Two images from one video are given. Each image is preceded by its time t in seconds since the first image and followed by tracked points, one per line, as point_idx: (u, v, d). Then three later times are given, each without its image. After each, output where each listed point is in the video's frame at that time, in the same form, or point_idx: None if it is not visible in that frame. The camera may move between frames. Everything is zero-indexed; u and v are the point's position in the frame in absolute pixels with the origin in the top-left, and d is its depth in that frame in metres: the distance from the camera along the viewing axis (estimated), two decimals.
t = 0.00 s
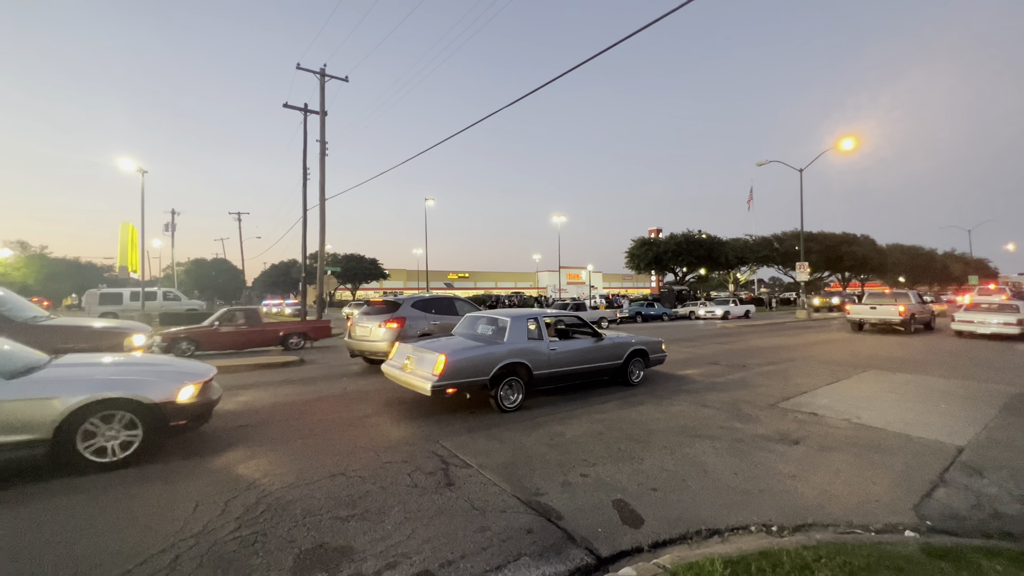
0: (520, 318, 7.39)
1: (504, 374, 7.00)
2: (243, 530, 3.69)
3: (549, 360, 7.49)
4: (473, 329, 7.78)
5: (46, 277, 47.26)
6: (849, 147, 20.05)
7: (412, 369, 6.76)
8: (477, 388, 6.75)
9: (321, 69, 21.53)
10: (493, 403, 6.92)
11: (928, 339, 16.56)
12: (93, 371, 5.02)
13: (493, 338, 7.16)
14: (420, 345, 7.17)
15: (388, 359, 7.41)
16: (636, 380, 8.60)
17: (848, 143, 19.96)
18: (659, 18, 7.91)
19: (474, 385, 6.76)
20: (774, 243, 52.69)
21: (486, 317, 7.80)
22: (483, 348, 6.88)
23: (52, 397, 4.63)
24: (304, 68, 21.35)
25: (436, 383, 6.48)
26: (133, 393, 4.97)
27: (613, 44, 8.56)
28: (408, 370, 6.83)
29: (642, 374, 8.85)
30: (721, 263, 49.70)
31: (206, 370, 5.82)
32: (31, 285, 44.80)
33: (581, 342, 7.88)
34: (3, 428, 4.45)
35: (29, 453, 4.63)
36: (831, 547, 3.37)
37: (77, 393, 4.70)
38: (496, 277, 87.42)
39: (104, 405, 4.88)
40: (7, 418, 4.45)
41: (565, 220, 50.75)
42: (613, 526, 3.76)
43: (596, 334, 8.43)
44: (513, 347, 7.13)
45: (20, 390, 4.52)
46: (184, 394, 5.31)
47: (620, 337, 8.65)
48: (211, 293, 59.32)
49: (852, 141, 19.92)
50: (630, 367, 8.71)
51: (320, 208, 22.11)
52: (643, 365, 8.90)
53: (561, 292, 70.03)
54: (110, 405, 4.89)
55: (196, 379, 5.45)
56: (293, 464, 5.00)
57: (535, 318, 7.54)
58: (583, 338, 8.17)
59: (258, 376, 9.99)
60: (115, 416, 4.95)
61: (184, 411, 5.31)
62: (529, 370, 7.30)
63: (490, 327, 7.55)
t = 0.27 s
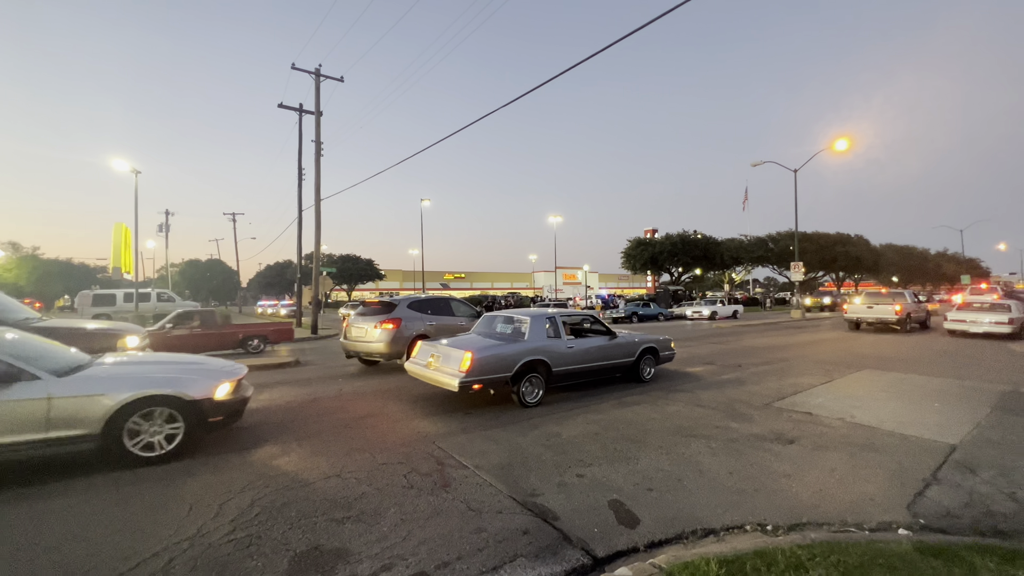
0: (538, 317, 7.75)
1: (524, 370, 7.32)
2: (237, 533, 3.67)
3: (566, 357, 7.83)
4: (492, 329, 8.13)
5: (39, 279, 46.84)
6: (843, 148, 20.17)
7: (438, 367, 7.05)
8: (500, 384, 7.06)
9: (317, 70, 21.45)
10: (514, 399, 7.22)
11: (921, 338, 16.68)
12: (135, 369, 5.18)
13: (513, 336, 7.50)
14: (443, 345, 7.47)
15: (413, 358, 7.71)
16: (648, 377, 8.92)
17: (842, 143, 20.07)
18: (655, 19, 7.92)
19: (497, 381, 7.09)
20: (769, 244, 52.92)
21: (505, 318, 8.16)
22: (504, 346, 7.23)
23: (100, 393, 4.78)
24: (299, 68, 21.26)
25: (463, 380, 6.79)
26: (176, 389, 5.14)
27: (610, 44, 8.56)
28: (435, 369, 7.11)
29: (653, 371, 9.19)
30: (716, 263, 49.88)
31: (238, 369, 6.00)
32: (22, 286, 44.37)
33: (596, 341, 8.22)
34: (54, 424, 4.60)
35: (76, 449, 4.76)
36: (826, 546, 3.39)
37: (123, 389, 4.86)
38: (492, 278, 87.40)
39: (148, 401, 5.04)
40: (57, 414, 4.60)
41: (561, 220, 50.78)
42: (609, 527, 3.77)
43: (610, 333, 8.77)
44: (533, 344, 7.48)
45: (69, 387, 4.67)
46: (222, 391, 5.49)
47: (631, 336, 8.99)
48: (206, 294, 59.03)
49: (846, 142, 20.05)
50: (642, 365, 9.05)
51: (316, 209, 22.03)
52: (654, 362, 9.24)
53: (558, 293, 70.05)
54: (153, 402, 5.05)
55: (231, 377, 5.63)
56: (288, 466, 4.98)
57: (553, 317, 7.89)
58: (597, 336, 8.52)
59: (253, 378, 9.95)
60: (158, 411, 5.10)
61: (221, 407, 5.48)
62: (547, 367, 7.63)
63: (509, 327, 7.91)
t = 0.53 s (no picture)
0: (558, 316, 8.02)
1: (546, 368, 7.62)
2: (235, 535, 3.65)
3: (586, 355, 8.10)
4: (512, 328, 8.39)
5: (34, 280, 46.61)
6: (840, 149, 20.26)
7: (465, 365, 7.35)
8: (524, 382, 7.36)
9: (314, 71, 21.44)
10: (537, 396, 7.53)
11: (918, 338, 16.75)
12: (181, 367, 5.45)
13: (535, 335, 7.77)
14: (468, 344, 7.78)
15: (437, 357, 7.99)
16: (661, 374, 9.23)
17: (839, 144, 20.16)
18: (653, 20, 7.95)
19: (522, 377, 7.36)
20: (766, 244, 53.05)
21: (524, 317, 8.43)
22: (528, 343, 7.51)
23: (150, 390, 5.06)
24: (296, 69, 21.25)
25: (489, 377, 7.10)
26: (219, 387, 5.38)
27: (608, 45, 8.59)
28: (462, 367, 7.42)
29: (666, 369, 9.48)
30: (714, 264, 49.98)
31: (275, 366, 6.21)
32: (18, 288, 44.14)
33: (612, 339, 8.51)
34: (109, 419, 4.90)
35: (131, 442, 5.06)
36: (823, 546, 3.39)
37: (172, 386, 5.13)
38: (490, 279, 87.38)
39: (194, 397, 5.30)
40: (111, 410, 4.88)
41: (558, 221, 50.82)
42: (607, 528, 3.77)
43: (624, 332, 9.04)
44: (554, 342, 7.75)
45: (122, 384, 4.95)
46: (261, 388, 5.70)
47: (644, 335, 9.27)
48: (203, 296, 58.83)
49: (843, 143, 20.14)
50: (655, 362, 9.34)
51: (314, 210, 21.98)
52: (667, 360, 9.53)
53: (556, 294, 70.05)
54: (198, 398, 5.30)
55: (268, 375, 5.83)
56: (287, 467, 4.97)
57: (572, 317, 8.17)
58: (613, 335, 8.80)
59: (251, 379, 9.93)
60: (203, 407, 5.35)
61: (262, 403, 5.72)
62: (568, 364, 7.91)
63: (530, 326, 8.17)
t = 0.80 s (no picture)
0: (578, 315, 8.31)
1: (567, 365, 7.91)
2: (234, 535, 3.65)
3: (604, 351, 8.37)
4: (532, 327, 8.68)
5: (33, 280, 46.52)
6: (839, 149, 20.28)
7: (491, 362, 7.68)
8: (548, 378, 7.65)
9: (314, 71, 21.42)
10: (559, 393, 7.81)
11: (916, 339, 16.78)
12: (226, 365, 5.75)
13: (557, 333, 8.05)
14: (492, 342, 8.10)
15: (462, 355, 8.31)
16: (676, 370, 9.50)
17: (838, 144, 20.17)
18: (653, 20, 7.96)
19: (545, 373, 7.65)
20: (765, 245, 53.07)
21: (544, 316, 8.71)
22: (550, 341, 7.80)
23: (199, 386, 5.36)
24: (296, 69, 21.23)
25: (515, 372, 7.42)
26: (261, 383, 5.65)
27: (608, 45, 8.59)
28: (487, 363, 7.74)
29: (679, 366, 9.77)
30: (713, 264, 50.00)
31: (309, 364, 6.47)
32: (15, 288, 43.99)
33: (629, 336, 8.78)
34: (163, 412, 5.21)
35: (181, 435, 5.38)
36: (823, 546, 3.40)
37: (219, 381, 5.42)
38: (490, 279, 87.35)
39: (238, 393, 5.60)
40: (165, 405, 5.20)
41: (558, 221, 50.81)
42: (607, 528, 3.77)
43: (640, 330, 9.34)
44: (575, 340, 8.03)
45: (176, 380, 5.28)
46: (299, 384, 5.96)
47: (657, 334, 9.55)
48: (202, 296, 58.72)
49: (842, 143, 20.17)
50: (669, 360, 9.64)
51: (313, 210, 21.94)
52: (680, 358, 9.82)
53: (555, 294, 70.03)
54: (242, 394, 5.59)
55: (306, 372, 6.08)
56: (286, 468, 4.96)
57: (590, 315, 8.46)
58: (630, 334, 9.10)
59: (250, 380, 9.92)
60: (246, 403, 5.63)
61: (299, 399, 5.97)
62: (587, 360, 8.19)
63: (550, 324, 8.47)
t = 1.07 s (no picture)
0: (596, 314, 8.64)
1: (587, 362, 8.27)
2: (233, 535, 3.65)
3: (621, 349, 8.71)
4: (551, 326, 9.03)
5: (32, 280, 46.46)
6: (839, 150, 20.28)
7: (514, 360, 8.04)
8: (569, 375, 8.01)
9: (314, 70, 21.40)
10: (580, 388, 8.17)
11: (915, 339, 16.78)
12: (269, 362, 6.04)
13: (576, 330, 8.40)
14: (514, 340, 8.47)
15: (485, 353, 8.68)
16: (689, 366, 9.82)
17: (838, 145, 20.16)
18: (653, 20, 7.95)
19: (566, 370, 8.01)
20: (765, 245, 53.06)
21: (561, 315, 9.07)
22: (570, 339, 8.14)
23: (247, 381, 5.66)
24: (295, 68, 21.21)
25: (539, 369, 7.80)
26: (302, 379, 5.92)
27: (608, 45, 8.58)
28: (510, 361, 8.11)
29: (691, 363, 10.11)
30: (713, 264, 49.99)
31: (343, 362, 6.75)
32: (15, 287, 43.99)
33: (644, 335, 9.11)
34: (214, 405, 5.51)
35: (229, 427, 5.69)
36: (822, 547, 3.39)
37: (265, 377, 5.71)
38: (489, 279, 87.31)
39: (282, 387, 5.88)
40: (216, 398, 5.50)
41: (557, 221, 50.79)
42: (606, 528, 3.77)
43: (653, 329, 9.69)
44: (594, 337, 8.37)
45: (226, 374, 5.58)
46: (337, 379, 6.23)
47: (670, 332, 9.89)
48: (201, 295, 58.64)
49: (842, 143, 20.17)
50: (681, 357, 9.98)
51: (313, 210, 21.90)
52: (691, 355, 10.16)
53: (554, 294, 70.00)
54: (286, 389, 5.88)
55: (342, 368, 6.37)
56: (286, 467, 4.97)
57: (607, 314, 8.80)
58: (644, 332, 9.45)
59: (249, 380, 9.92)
60: (289, 397, 5.92)
61: (338, 393, 6.24)
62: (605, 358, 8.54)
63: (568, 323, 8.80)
